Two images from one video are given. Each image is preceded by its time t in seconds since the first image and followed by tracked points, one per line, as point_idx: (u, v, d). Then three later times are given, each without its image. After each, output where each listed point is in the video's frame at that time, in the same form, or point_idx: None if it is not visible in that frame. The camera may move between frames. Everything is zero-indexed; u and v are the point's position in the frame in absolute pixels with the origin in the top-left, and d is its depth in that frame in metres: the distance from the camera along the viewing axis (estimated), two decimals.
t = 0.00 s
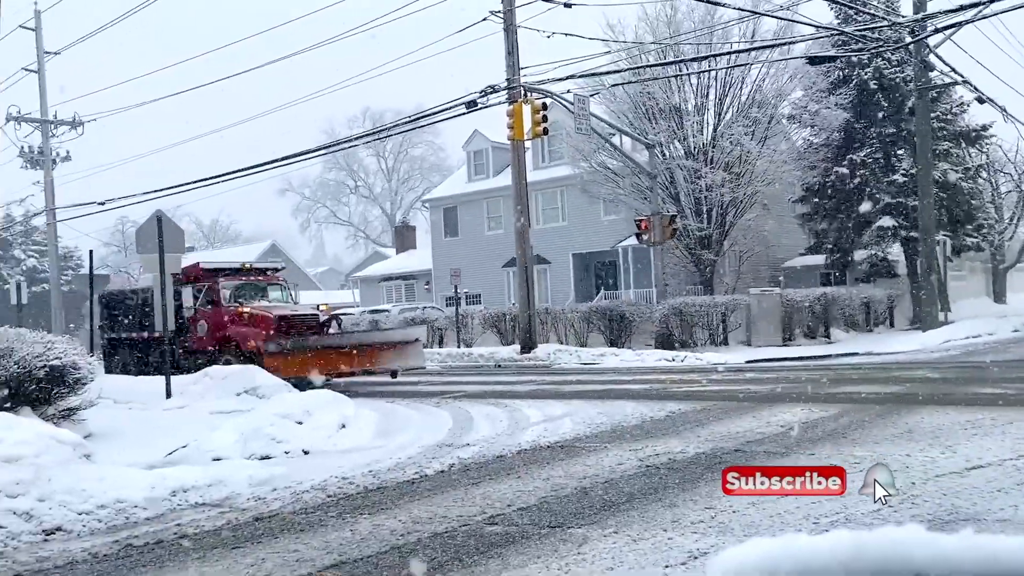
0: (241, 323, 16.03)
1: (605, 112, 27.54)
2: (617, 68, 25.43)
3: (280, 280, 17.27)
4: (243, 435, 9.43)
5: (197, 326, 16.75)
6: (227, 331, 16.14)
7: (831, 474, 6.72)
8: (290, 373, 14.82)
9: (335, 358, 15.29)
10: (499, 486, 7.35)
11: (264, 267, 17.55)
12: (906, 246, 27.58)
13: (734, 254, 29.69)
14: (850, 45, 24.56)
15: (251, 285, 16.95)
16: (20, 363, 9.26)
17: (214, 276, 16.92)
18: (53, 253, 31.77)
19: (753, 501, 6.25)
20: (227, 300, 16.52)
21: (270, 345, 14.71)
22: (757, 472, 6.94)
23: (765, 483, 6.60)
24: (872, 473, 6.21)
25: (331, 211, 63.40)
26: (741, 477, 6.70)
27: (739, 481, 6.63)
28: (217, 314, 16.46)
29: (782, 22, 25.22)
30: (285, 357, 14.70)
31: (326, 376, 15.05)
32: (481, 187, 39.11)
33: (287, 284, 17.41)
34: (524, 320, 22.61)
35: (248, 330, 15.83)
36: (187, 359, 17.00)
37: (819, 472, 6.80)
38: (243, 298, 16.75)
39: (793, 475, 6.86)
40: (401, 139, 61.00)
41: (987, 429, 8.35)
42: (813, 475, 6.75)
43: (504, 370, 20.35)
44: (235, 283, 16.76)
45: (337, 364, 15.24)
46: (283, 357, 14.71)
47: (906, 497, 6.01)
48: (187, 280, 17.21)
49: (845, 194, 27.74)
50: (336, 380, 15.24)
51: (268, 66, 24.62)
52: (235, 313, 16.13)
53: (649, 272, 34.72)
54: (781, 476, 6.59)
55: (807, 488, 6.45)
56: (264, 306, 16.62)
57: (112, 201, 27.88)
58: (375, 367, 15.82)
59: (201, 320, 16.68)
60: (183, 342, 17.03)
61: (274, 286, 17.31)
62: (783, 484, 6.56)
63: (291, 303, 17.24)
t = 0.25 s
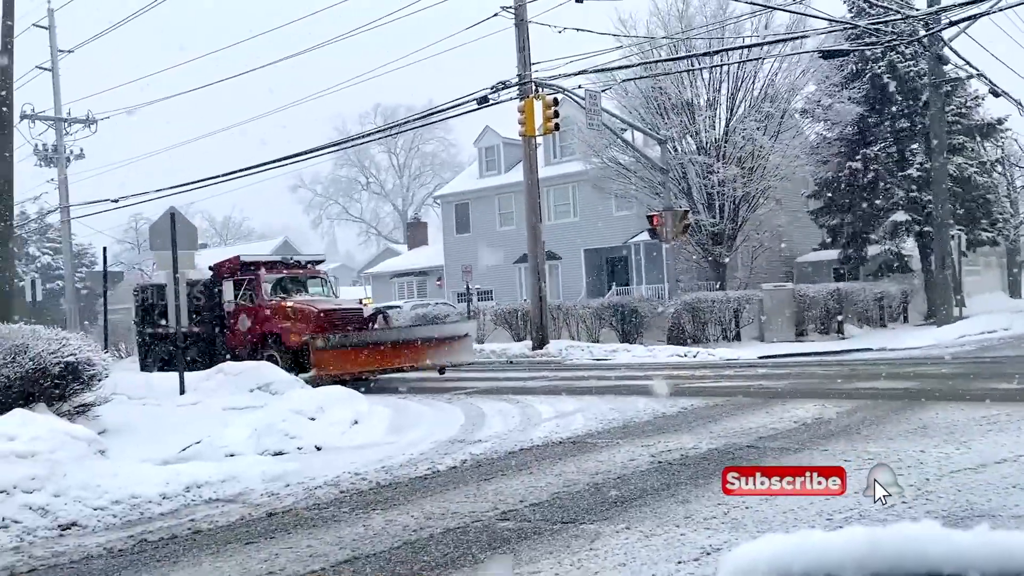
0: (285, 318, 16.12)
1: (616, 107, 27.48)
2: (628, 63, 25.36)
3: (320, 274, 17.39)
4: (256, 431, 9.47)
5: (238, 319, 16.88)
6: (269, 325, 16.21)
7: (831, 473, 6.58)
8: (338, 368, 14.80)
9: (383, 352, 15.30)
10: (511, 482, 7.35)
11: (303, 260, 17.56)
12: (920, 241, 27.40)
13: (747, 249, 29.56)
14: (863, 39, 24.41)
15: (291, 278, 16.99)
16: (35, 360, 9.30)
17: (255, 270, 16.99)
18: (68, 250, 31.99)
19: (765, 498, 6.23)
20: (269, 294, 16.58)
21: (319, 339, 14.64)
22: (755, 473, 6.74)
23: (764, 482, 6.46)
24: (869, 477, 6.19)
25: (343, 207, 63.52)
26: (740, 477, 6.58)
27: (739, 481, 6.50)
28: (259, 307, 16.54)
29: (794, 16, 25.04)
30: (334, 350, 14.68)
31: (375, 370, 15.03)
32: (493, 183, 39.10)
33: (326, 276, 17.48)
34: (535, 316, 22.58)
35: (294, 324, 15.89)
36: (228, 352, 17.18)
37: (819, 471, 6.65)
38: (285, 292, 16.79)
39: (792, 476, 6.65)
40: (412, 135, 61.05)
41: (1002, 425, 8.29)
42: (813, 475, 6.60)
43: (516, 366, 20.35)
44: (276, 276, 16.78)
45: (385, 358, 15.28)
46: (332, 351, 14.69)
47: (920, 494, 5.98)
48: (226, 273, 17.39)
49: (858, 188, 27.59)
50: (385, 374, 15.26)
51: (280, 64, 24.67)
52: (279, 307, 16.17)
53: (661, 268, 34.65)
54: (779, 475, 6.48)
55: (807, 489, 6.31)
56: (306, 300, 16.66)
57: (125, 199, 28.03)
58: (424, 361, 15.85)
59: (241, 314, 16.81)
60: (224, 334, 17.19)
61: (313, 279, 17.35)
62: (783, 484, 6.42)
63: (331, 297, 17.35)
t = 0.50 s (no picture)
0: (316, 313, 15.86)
1: (622, 103, 27.45)
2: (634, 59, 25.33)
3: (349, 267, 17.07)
4: (262, 427, 9.50)
5: (268, 313, 16.71)
6: (301, 320, 16.03)
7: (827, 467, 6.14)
8: (370, 364, 14.66)
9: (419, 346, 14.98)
10: (517, 478, 7.37)
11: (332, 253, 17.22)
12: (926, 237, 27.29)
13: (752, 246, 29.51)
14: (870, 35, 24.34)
15: (320, 272, 16.65)
16: (41, 356, 9.34)
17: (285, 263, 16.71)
18: (75, 246, 32.14)
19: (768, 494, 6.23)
20: (297, 288, 16.28)
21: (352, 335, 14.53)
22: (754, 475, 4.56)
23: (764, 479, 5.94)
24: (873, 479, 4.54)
25: (348, 204, 63.57)
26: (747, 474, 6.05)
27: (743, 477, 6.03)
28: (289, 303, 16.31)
29: (800, 12, 24.96)
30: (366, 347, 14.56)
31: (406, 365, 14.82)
32: (498, 180, 39.10)
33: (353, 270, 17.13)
34: (541, 312, 22.59)
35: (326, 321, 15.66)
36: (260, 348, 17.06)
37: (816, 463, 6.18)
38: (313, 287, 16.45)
39: (791, 476, 4.37)
40: (418, 132, 61.08)
41: (1009, 421, 8.27)
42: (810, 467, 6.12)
43: (521, 362, 20.37)
44: (305, 269, 16.51)
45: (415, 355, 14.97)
46: (364, 347, 14.55)
47: (926, 491, 5.97)
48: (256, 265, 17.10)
49: (864, 185, 27.54)
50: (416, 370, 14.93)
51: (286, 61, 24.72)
52: (310, 302, 15.91)
53: (666, 265, 34.63)
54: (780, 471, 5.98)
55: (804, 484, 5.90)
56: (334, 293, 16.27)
57: (131, 195, 28.16)
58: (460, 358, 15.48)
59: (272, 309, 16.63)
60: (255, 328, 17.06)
61: (340, 272, 17.03)
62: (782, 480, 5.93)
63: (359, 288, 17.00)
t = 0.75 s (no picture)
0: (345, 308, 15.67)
1: (624, 100, 27.42)
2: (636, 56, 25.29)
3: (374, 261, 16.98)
4: (264, 424, 9.51)
5: (293, 308, 16.44)
6: (330, 315, 15.82)
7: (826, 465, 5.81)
8: (401, 360, 14.44)
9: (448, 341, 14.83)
10: (518, 474, 7.38)
11: (356, 247, 17.05)
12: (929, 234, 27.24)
13: (754, 243, 29.48)
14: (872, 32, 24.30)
15: (346, 266, 16.50)
16: (44, 352, 9.35)
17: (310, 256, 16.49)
18: (78, 242, 32.16)
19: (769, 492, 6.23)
20: (324, 282, 16.09)
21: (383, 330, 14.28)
22: (754, 475, 4.60)
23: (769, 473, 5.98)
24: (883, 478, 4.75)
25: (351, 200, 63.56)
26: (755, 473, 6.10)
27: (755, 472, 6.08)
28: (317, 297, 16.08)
29: (803, 8, 24.93)
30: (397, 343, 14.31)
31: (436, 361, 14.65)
32: (500, 176, 39.08)
33: (378, 264, 16.99)
34: (543, 310, 22.58)
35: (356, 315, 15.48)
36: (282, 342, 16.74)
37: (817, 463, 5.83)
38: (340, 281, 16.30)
39: (791, 476, 4.43)
40: (420, 128, 61.07)
41: (1011, 419, 8.27)
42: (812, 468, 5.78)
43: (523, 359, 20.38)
44: (332, 263, 16.33)
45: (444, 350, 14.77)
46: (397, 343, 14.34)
47: (927, 488, 5.96)
48: (280, 259, 16.81)
49: (867, 182, 27.51)
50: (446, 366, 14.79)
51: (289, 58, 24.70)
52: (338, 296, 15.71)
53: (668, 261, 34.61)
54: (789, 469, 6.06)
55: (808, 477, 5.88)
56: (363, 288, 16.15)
57: (133, 192, 28.18)
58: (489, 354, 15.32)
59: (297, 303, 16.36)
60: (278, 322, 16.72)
61: (365, 267, 16.90)
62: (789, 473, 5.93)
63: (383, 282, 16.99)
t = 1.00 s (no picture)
0: (365, 303, 15.16)
1: (624, 97, 27.39)
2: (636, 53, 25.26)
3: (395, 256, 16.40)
4: (264, 421, 9.51)
5: (313, 303, 16.12)
6: (348, 309, 15.38)
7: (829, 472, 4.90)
8: (425, 357, 14.16)
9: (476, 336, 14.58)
10: (517, 471, 7.39)
11: (376, 242, 16.52)
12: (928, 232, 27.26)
13: (753, 241, 29.49)
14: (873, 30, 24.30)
15: (365, 261, 15.96)
16: (43, 348, 9.35)
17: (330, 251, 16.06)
18: (77, 239, 32.15)
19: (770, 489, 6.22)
20: (343, 277, 15.65)
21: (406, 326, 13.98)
22: (752, 475, 4.42)
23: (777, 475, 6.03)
24: (881, 476, 4.29)
25: (350, 197, 63.52)
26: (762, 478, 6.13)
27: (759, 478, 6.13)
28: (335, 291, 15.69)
29: (803, 6, 24.93)
30: (421, 339, 14.03)
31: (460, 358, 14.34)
32: (500, 173, 39.07)
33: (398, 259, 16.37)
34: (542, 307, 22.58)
35: (375, 309, 15.01)
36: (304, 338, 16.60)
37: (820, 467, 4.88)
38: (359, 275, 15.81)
39: (791, 478, 4.22)
40: (419, 125, 61.03)
41: (1009, 417, 8.27)
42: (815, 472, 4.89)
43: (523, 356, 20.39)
44: (351, 258, 15.86)
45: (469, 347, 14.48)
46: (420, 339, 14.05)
47: (926, 486, 5.97)
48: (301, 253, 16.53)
49: (867, 180, 27.56)
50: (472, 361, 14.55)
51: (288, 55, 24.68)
52: (357, 291, 15.24)
53: (668, 259, 34.62)
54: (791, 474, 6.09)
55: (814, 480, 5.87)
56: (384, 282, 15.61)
57: (133, 188, 28.17)
58: (515, 351, 15.04)
59: (317, 298, 16.03)
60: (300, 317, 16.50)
61: (385, 261, 16.29)
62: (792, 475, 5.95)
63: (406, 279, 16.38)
